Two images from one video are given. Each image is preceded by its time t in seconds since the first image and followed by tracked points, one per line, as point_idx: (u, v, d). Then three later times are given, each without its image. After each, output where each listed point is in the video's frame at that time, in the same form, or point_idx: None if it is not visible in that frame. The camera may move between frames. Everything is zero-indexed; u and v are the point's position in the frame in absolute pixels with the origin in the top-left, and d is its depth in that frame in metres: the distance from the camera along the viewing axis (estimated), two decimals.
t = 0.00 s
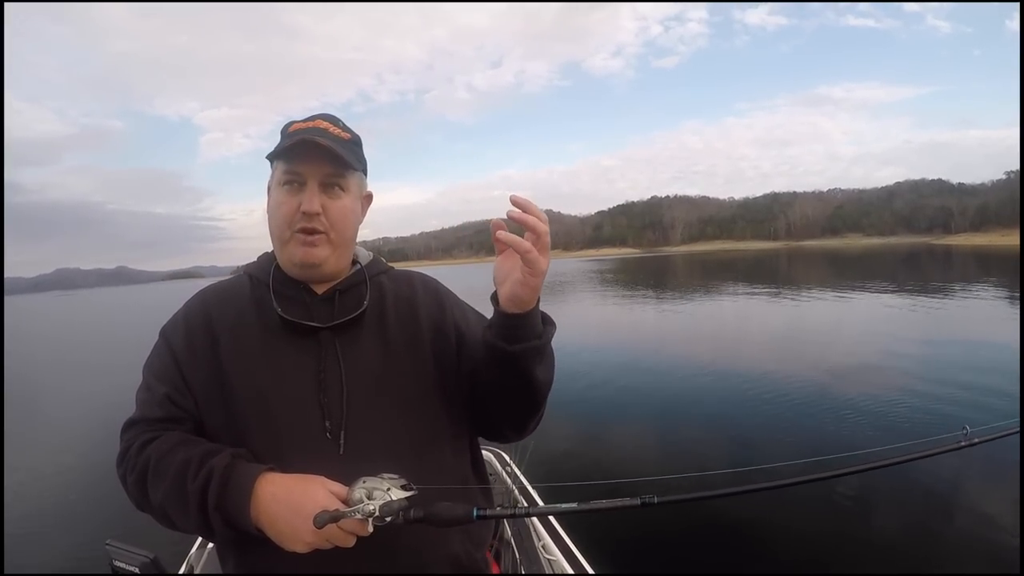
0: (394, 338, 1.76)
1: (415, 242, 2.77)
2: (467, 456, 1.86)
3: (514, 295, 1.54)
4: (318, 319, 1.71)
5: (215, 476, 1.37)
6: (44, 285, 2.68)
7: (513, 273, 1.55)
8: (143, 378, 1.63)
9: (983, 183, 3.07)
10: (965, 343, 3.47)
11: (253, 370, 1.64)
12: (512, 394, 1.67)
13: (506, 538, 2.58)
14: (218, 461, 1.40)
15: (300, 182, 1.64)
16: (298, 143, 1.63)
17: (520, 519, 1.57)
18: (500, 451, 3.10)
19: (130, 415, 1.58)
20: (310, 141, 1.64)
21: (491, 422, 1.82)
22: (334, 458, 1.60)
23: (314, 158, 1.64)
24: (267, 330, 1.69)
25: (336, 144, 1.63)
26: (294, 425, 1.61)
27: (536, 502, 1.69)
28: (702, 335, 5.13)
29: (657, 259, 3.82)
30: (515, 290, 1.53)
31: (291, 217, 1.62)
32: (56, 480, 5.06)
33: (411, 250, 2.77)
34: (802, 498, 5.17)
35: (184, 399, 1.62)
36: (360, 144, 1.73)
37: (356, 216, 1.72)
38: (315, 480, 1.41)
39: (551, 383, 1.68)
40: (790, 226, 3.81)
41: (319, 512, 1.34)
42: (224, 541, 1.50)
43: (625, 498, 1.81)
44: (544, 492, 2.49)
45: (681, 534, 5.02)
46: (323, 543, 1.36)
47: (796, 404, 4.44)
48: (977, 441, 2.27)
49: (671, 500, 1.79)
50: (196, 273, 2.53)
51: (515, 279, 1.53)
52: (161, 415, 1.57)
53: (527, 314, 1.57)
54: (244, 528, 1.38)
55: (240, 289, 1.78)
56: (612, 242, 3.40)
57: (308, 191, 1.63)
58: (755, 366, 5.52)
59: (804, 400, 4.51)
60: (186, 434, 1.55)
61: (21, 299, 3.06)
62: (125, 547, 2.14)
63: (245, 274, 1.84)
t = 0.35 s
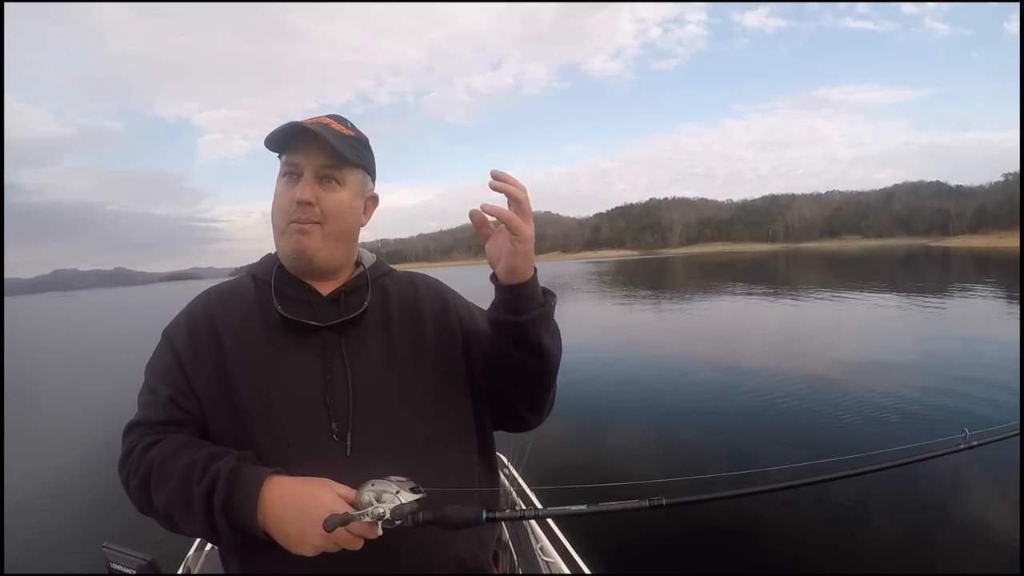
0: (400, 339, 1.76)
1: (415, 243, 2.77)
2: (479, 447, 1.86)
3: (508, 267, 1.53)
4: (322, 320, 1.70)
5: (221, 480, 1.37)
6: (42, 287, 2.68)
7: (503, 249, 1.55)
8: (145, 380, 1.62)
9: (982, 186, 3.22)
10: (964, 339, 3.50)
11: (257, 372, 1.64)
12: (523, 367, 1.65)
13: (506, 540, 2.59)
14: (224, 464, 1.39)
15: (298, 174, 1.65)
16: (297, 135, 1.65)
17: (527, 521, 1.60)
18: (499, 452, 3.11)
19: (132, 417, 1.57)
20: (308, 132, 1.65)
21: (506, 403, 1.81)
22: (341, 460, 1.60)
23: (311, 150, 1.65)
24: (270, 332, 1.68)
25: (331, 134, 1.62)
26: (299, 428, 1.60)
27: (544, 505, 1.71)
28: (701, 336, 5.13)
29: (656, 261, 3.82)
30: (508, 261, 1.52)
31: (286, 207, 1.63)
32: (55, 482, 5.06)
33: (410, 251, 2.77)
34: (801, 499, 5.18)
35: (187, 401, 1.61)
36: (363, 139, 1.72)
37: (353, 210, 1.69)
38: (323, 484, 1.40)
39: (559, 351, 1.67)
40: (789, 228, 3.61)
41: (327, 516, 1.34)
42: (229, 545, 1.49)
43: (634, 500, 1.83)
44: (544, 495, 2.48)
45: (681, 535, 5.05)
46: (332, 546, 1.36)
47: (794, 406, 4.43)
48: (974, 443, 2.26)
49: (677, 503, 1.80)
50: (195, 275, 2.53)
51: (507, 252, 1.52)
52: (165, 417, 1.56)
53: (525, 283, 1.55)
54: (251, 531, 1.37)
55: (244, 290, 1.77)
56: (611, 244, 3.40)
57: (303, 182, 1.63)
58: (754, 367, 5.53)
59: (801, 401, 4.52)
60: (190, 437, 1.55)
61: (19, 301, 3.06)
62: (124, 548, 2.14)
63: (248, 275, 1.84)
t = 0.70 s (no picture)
0: (406, 345, 1.75)
1: (415, 245, 2.78)
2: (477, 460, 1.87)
3: (552, 331, 1.57)
4: (327, 323, 1.70)
5: (224, 482, 1.36)
6: (41, 287, 2.69)
7: (555, 311, 1.60)
8: (149, 379, 1.62)
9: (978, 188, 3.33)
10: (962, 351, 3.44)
11: (262, 373, 1.63)
12: (531, 422, 1.71)
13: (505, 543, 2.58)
14: (227, 466, 1.39)
15: (306, 177, 1.65)
16: (304, 138, 1.65)
17: (534, 528, 1.61)
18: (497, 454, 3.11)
19: (135, 417, 1.57)
20: (316, 135, 1.64)
21: (498, 439, 1.85)
22: (344, 465, 1.59)
23: (319, 153, 1.65)
24: (275, 333, 1.68)
25: (340, 137, 1.62)
26: (303, 432, 1.59)
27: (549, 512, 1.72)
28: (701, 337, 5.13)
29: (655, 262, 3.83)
30: (553, 325, 1.57)
31: (294, 211, 1.62)
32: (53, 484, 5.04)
33: (410, 254, 2.77)
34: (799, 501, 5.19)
35: (190, 401, 1.61)
36: (369, 142, 1.73)
37: (360, 213, 1.70)
38: (328, 488, 1.40)
39: (565, 420, 1.74)
40: (787, 229, 4.00)
41: (332, 520, 1.33)
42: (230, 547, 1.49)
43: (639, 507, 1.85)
44: (543, 500, 2.48)
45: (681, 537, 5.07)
46: (335, 549, 1.36)
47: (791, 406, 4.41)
48: (971, 456, 2.27)
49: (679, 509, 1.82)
50: (194, 276, 2.53)
51: (556, 318, 1.57)
52: (169, 417, 1.56)
53: (563, 353, 1.60)
54: (254, 533, 1.37)
55: (248, 290, 1.77)
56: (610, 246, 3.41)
57: (312, 186, 1.63)
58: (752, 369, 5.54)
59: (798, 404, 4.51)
60: (193, 437, 1.54)
61: (18, 301, 3.06)
62: (122, 550, 2.14)
63: (254, 275, 1.84)
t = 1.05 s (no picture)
0: (402, 345, 1.75)
1: (412, 246, 2.79)
2: (475, 458, 1.87)
3: (546, 333, 1.60)
4: (324, 324, 1.70)
5: (222, 484, 1.36)
6: (38, 289, 2.68)
7: (549, 311, 1.62)
8: (146, 382, 1.61)
9: (975, 186, 3.29)
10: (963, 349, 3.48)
11: (258, 374, 1.63)
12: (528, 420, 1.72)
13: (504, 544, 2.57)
14: (225, 468, 1.38)
15: (305, 180, 1.64)
16: (301, 140, 1.63)
17: (531, 526, 1.61)
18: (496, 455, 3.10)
19: (132, 420, 1.56)
20: (313, 137, 1.63)
21: (495, 436, 1.85)
22: (342, 465, 1.59)
23: (317, 156, 1.64)
24: (271, 334, 1.67)
25: (339, 140, 1.62)
26: (300, 433, 1.59)
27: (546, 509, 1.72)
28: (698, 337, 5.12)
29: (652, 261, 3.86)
30: (547, 325, 1.59)
31: (293, 214, 1.62)
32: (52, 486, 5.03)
33: (406, 254, 2.77)
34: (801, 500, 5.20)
35: (187, 404, 1.60)
36: (366, 143, 1.72)
37: (358, 216, 1.70)
38: (326, 488, 1.39)
39: (561, 417, 1.75)
40: (785, 228, 3.77)
41: (329, 520, 1.33)
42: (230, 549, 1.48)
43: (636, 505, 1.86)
44: (541, 500, 2.49)
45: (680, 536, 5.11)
46: (333, 549, 1.36)
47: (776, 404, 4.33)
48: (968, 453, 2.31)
49: (675, 508, 1.82)
50: (191, 277, 2.53)
51: (551, 319, 1.59)
52: (166, 420, 1.55)
53: (558, 352, 1.61)
54: (252, 534, 1.36)
55: (244, 292, 1.77)
56: (607, 245, 3.43)
57: (311, 189, 1.63)
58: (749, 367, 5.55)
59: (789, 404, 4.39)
60: (190, 440, 1.54)
61: (16, 303, 3.05)
62: (120, 552, 2.14)
63: (249, 276, 1.83)
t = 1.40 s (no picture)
0: (396, 345, 1.75)
1: (410, 248, 2.79)
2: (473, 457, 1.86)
3: (542, 326, 1.58)
4: (320, 327, 1.69)
5: (222, 490, 1.35)
6: (36, 292, 2.68)
7: (544, 304, 1.60)
8: (143, 390, 1.61)
9: (972, 186, 3.36)
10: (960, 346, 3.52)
11: (254, 379, 1.62)
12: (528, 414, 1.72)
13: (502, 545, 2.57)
14: (224, 474, 1.38)
15: (312, 182, 1.64)
16: (309, 142, 1.64)
17: (526, 525, 1.60)
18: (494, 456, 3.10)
19: (131, 428, 1.55)
20: (320, 140, 1.64)
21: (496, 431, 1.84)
22: (340, 468, 1.58)
23: (323, 158, 1.65)
24: (267, 340, 1.66)
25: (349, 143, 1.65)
26: (298, 437, 1.59)
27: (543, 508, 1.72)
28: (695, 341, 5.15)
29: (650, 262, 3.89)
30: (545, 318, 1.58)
31: (302, 216, 1.61)
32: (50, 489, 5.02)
33: (405, 256, 2.78)
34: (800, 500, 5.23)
35: (185, 412, 1.60)
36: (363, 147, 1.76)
37: (360, 218, 1.73)
38: (325, 491, 1.39)
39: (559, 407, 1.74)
40: (783, 230, 3.87)
41: (329, 523, 1.32)
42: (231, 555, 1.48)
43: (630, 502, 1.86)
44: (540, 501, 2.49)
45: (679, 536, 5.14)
46: (333, 552, 1.36)
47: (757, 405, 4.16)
48: (960, 442, 2.35)
49: (671, 505, 1.81)
50: (189, 280, 2.53)
51: (547, 312, 1.57)
52: (165, 428, 1.55)
53: (553, 344, 1.61)
54: (252, 539, 1.36)
55: (239, 298, 1.76)
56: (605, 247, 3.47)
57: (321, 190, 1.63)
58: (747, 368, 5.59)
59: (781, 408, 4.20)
60: (189, 447, 1.53)
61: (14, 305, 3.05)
62: (118, 553, 2.15)
63: (243, 282, 1.82)
